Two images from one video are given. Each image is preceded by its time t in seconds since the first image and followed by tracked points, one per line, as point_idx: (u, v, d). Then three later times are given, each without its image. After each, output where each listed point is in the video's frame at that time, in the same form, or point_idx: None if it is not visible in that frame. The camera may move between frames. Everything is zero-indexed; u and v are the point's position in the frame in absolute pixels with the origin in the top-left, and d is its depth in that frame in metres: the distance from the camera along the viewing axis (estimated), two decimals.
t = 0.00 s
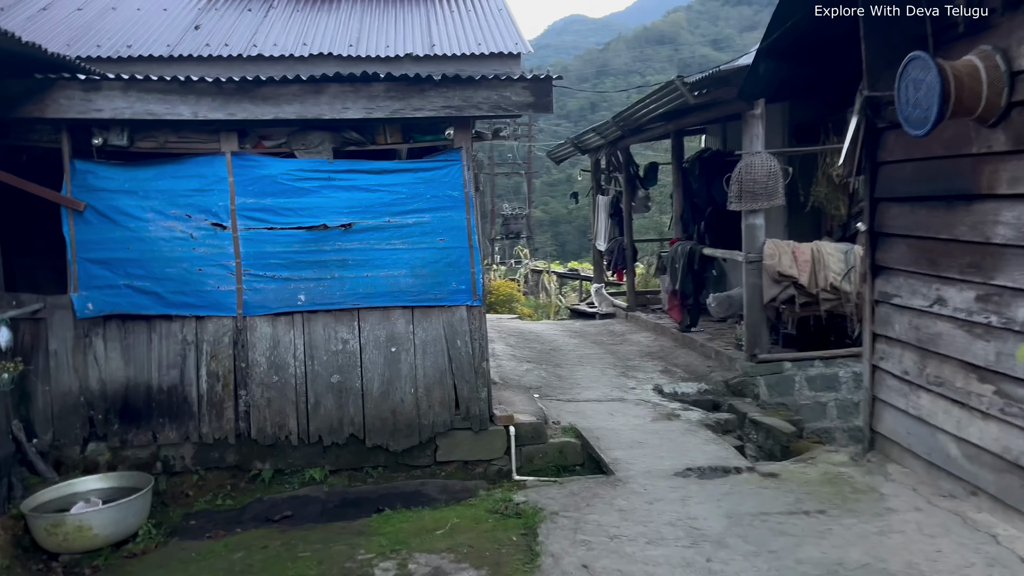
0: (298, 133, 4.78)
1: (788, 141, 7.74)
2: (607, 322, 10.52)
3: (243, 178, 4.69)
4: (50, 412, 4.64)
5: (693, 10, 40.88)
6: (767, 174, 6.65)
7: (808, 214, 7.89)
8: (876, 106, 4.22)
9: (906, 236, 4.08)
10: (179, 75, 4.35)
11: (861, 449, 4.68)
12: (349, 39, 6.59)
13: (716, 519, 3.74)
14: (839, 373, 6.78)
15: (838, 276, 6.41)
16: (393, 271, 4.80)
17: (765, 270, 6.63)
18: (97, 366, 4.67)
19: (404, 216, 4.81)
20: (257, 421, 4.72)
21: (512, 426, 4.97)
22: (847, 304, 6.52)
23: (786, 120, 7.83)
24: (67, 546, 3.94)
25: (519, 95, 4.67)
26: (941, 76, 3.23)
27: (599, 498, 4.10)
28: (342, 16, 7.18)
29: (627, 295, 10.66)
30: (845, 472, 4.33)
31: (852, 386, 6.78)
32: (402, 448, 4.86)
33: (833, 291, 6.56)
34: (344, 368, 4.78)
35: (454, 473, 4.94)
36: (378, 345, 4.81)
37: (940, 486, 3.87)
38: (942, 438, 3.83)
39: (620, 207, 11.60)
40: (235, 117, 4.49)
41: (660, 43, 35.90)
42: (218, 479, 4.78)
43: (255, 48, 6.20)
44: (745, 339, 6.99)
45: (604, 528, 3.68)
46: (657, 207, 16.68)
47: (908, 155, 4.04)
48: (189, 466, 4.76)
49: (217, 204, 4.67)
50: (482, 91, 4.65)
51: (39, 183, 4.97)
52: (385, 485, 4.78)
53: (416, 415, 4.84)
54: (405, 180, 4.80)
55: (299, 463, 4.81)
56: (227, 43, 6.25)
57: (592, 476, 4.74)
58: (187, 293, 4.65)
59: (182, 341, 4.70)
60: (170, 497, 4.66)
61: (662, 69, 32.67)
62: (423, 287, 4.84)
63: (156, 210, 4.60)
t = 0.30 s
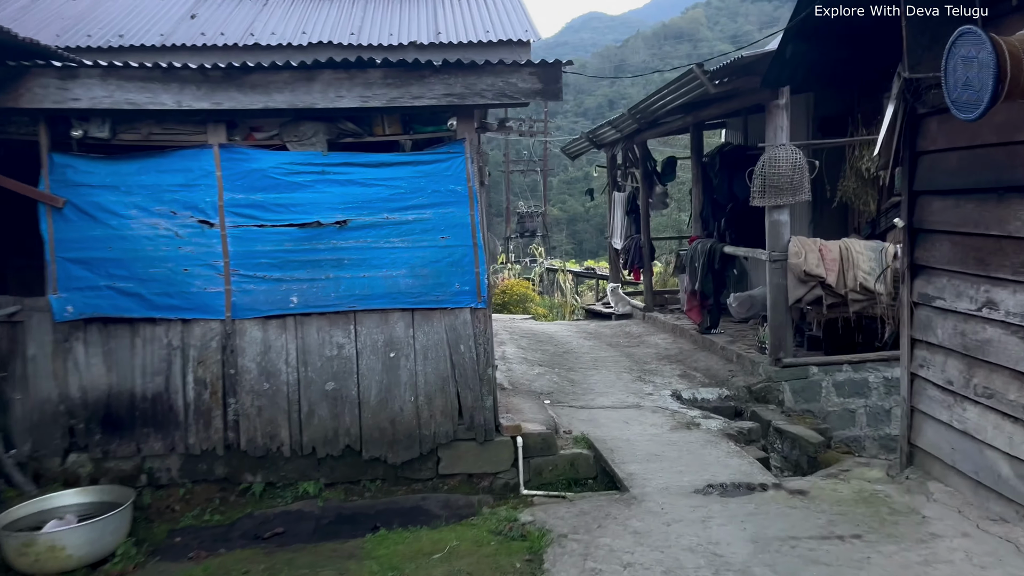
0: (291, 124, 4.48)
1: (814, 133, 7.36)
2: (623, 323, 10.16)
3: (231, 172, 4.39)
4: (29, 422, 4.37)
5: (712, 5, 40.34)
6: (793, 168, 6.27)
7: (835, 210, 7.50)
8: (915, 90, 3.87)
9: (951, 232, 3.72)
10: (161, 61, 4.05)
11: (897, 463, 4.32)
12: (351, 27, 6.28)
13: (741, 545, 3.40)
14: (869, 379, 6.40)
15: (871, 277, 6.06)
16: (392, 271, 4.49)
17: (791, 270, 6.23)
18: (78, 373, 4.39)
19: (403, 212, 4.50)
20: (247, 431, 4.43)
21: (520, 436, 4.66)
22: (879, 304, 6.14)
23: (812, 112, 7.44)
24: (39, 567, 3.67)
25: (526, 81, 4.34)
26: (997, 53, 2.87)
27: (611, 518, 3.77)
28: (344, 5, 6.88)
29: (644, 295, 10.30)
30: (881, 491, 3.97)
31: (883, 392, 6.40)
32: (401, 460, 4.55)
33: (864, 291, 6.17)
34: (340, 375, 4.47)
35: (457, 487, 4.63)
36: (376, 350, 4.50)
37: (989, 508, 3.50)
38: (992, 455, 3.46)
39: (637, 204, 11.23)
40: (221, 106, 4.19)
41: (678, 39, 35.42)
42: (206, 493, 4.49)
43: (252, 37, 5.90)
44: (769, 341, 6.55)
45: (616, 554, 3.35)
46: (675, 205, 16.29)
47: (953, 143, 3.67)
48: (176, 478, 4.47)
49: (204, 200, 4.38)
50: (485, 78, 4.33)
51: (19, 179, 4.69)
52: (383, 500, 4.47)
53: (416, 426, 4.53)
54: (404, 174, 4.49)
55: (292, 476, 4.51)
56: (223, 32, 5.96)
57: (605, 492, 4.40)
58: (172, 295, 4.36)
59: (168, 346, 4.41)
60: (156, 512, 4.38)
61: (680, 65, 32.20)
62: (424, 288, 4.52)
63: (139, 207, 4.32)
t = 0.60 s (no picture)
0: (263, 124, 4.17)
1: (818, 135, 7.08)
2: (620, 331, 9.87)
3: (199, 176, 4.08)
4: None
5: (709, 8, 40.13)
6: (798, 172, 5.97)
7: (841, 215, 7.21)
8: (936, 87, 3.58)
9: (976, 242, 3.42)
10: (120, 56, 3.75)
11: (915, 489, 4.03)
12: (333, 23, 5.96)
13: None
14: (878, 393, 6.09)
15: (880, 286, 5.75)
16: (372, 282, 4.19)
17: (796, 277, 5.93)
18: (32, 392, 4.07)
19: (384, 219, 4.20)
20: (216, 455, 4.11)
21: (510, 459, 4.35)
22: (889, 314, 5.84)
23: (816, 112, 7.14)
24: None
25: (515, 78, 4.03)
26: None
27: (607, 553, 3.47)
28: (328, 1, 6.57)
29: (642, 302, 10.01)
30: (900, 521, 3.66)
31: (893, 407, 6.09)
32: (383, 486, 4.24)
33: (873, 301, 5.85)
34: (316, 394, 4.16)
35: (443, 514, 4.32)
36: (355, 367, 4.19)
37: (1019, 544, 3.20)
38: (1022, 487, 3.16)
39: (634, 208, 10.94)
40: (186, 106, 3.88)
41: (676, 41, 35.18)
42: (172, 521, 4.18)
43: (228, 33, 5.59)
44: (773, 352, 6.22)
45: None
46: (673, 208, 16.00)
47: (979, 144, 3.37)
48: (139, 505, 4.16)
49: (169, 206, 4.07)
50: (472, 75, 4.03)
51: None
52: (363, 529, 4.17)
53: (398, 448, 4.23)
54: (385, 178, 4.19)
55: (265, 503, 4.20)
56: (198, 28, 5.63)
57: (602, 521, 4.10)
58: (135, 309, 4.05)
59: (130, 363, 4.09)
60: (118, 543, 4.09)
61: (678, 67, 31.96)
62: (406, 300, 4.22)
63: (99, 213, 4.01)
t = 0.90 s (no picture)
0: (228, 113, 3.88)
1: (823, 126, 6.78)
2: (620, 330, 9.59)
3: (159, 169, 3.79)
4: None
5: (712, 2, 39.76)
6: (802, 164, 5.67)
7: (847, 209, 6.91)
8: (954, 68, 3.29)
9: (1000, 237, 3.13)
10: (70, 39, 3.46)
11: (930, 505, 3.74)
12: (314, 9, 5.64)
13: None
14: (887, 396, 5.79)
15: (889, 284, 5.43)
16: (346, 282, 3.90)
17: (802, 276, 5.62)
18: None
19: (359, 214, 3.91)
20: (178, 468, 3.83)
21: (496, 471, 4.03)
22: (899, 314, 5.53)
23: (820, 102, 6.85)
24: None
25: (499, 62, 3.74)
26: None
27: None
28: None
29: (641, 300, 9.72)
30: (915, 540, 3.38)
31: (903, 412, 5.80)
32: (359, 501, 3.97)
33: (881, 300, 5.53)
34: (286, 403, 3.88)
35: (425, 529, 4.04)
36: (329, 374, 3.91)
37: None
38: None
39: (633, 203, 10.64)
40: (143, 93, 3.59)
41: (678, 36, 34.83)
42: (133, 538, 3.90)
43: (202, 20, 5.21)
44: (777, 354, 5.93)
45: None
46: (674, 204, 15.69)
47: (1003, 130, 3.08)
48: (98, 522, 3.89)
49: (127, 201, 3.78)
50: (452, 58, 3.74)
51: None
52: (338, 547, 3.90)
53: (375, 460, 3.95)
54: (359, 170, 3.90)
55: (232, 519, 3.93)
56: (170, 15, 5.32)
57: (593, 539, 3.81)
58: (90, 311, 3.77)
59: (86, 370, 3.81)
60: (75, 563, 3.85)
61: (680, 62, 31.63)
62: (383, 302, 3.93)
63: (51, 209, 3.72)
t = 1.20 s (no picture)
0: (179, 114, 3.59)
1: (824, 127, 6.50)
2: (614, 338, 9.30)
3: (104, 175, 3.51)
4: None
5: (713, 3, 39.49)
6: (801, 166, 5.38)
7: (849, 213, 6.62)
8: (964, 62, 2.99)
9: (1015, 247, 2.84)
10: (1, 35, 3.19)
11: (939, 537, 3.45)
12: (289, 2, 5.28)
13: None
14: (892, 410, 5.47)
15: (892, 294, 5.13)
16: (308, 296, 3.62)
17: (800, 284, 5.33)
18: None
19: (321, 223, 3.63)
20: (126, 499, 3.57)
21: (470, 498, 3.74)
22: (903, 324, 5.23)
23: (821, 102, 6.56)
24: None
25: (469, 58, 3.46)
26: None
27: None
28: None
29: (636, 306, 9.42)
30: None
31: (908, 427, 5.49)
32: (322, 533, 3.70)
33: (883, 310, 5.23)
34: (243, 427, 3.60)
35: (394, 561, 3.78)
36: (289, 395, 3.63)
37: None
38: None
39: (629, 207, 10.34)
40: (82, 92, 3.31)
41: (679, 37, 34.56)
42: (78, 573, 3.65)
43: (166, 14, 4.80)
44: (776, 366, 5.63)
45: None
46: (674, 207, 15.40)
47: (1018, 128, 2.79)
48: (40, 556, 3.61)
49: (70, 210, 3.50)
50: (419, 54, 3.46)
51: None
52: None
53: (339, 489, 3.67)
54: (322, 176, 3.62)
55: (185, 553, 3.66)
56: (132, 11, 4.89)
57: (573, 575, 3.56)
58: (30, 329, 3.49)
59: (25, 393, 3.53)
60: None
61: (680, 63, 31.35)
62: (348, 317, 3.65)
63: None
